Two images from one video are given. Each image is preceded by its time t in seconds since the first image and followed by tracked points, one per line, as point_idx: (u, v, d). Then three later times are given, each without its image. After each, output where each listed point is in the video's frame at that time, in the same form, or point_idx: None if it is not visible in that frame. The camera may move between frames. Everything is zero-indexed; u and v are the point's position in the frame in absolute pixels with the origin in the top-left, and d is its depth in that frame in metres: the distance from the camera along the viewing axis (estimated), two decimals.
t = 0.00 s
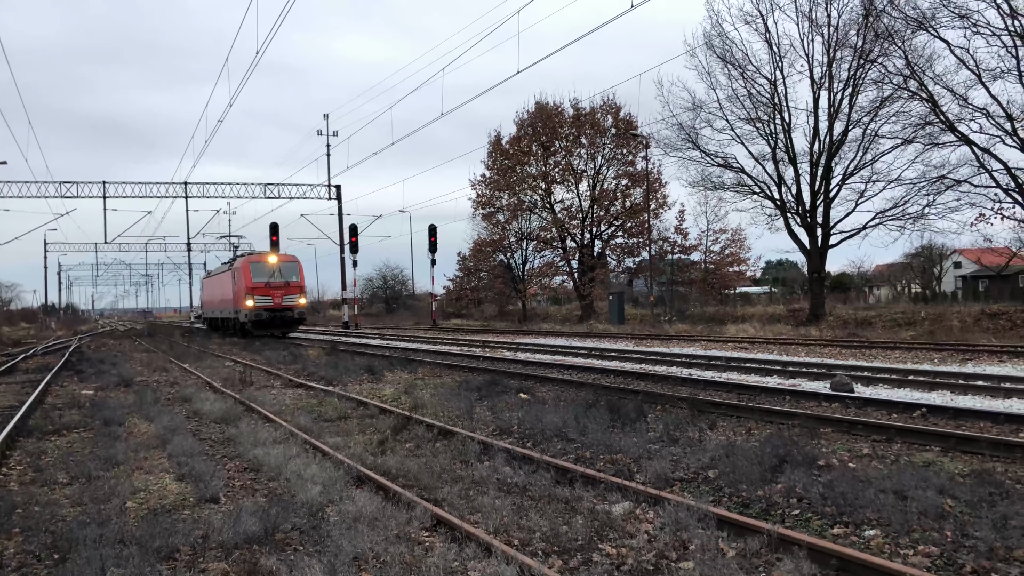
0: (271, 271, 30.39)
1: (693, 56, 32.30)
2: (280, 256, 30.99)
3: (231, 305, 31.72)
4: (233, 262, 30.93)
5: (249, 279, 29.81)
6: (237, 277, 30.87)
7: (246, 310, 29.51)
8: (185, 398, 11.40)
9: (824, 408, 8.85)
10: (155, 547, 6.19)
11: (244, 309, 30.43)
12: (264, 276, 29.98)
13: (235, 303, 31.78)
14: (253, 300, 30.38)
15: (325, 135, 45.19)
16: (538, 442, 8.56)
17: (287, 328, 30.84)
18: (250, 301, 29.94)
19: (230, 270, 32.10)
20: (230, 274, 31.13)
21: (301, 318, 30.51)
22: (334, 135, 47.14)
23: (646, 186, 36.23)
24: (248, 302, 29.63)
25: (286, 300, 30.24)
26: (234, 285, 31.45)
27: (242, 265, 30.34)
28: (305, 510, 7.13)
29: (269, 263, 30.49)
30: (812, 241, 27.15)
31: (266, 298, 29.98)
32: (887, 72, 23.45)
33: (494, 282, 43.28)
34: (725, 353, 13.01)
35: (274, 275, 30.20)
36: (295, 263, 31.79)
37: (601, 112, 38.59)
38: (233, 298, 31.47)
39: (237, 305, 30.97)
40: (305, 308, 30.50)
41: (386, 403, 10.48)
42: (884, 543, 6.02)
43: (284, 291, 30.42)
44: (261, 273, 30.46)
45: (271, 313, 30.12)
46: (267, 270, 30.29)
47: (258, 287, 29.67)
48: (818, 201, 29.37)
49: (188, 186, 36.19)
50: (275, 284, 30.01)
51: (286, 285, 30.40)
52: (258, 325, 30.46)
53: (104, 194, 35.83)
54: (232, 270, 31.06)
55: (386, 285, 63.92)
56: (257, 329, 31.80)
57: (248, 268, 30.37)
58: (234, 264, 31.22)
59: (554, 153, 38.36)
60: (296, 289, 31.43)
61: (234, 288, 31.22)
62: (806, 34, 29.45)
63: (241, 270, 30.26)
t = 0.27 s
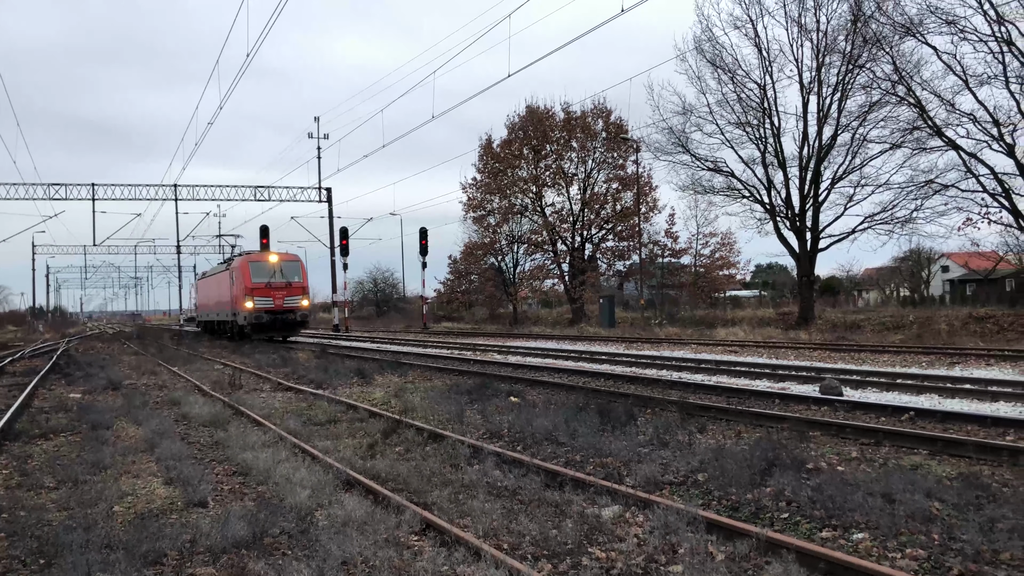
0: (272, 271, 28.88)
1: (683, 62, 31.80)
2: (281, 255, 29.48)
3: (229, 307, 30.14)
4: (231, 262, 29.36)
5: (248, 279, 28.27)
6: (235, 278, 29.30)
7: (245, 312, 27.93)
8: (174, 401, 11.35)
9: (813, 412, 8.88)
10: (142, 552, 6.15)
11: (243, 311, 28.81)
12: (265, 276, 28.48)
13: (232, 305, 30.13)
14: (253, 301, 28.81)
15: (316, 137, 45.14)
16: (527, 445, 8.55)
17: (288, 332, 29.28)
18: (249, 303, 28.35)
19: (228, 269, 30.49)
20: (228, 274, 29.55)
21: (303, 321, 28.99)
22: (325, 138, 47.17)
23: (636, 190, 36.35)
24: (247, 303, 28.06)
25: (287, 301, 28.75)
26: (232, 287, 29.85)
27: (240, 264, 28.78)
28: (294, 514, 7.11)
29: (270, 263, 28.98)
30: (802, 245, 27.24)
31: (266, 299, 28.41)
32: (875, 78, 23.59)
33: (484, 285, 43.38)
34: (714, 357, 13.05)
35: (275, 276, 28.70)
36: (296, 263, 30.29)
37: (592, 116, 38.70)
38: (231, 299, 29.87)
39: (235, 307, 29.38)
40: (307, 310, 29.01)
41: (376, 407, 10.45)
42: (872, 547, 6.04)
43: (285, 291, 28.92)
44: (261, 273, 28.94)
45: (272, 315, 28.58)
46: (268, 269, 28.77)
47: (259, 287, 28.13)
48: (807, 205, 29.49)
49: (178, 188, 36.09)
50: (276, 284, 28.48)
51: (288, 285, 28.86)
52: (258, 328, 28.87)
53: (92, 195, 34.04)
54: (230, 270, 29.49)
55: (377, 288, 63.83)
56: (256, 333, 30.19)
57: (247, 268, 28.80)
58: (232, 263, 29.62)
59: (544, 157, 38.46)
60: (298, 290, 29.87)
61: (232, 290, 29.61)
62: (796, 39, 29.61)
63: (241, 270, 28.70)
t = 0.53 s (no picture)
0: (274, 271, 27.35)
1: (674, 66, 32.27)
2: (282, 255, 28.02)
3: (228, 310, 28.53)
4: (231, 262, 27.81)
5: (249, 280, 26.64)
6: (235, 279, 27.67)
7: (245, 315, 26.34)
8: (163, 405, 11.30)
9: (802, 416, 8.91)
10: (129, 557, 6.11)
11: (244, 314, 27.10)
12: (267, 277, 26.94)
13: (232, 308, 28.42)
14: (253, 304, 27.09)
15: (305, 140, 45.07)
16: (517, 449, 8.55)
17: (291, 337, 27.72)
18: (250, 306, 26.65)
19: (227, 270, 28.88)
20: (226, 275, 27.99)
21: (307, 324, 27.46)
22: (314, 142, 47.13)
23: (626, 194, 36.43)
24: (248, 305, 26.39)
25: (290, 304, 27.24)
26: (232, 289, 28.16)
27: (241, 265, 27.15)
28: (282, 519, 7.09)
29: (272, 263, 27.44)
30: (791, 249, 27.32)
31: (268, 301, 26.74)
32: (864, 83, 23.74)
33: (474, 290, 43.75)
34: (703, 361, 13.09)
35: (278, 277, 27.18)
36: (299, 263, 28.64)
37: (582, 120, 38.77)
38: (230, 301, 28.28)
39: (234, 309, 27.83)
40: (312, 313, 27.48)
41: (366, 411, 10.43)
42: (859, 550, 6.06)
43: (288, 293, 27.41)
44: (262, 274, 27.42)
45: (273, 318, 27.05)
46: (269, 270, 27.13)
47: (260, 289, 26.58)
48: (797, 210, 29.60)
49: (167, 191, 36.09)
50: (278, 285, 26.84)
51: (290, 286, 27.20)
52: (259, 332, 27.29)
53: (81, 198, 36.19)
54: (228, 270, 27.91)
55: (367, 292, 63.74)
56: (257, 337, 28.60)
57: (247, 269, 27.14)
58: (231, 263, 28.02)
59: (534, 161, 38.45)
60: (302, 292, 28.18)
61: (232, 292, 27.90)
62: (785, 45, 29.78)
63: (240, 271, 27.12)
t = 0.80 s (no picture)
0: (279, 272, 25.08)
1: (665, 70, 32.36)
2: (288, 254, 25.69)
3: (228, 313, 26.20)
4: (231, 262, 25.45)
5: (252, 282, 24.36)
6: (236, 280, 25.32)
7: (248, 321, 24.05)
8: (153, 411, 11.24)
9: (794, 419, 8.92)
10: (118, 564, 6.06)
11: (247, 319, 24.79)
12: (272, 279, 24.66)
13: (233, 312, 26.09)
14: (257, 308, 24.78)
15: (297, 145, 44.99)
16: (509, 454, 8.53)
17: (295, 344, 25.55)
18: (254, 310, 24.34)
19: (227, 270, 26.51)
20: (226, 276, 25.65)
21: (315, 330, 25.20)
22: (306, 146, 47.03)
23: (618, 198, 36.51)
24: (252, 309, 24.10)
25: (297, 308, 24.98)
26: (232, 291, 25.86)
27: (243, 265, 24.85)
28: (274, 525, 7.05)
29: (277, 263, 25.14)
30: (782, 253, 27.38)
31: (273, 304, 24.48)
32: (854, 87, 23.84)
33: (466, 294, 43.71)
34: (695, 364, 13.11)
35: (284, 278, 24.92)
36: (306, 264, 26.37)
37: (574, 124, 38.84)
38: (230, 304, 25.96)
39: (235, 313, 25.51)
40: (321, 317, 25.28)
41: (358, 416, 10.39)
42: (851, 554, 6.07)
43: (295, 296, 25.15)
44: (266, 274, 25.12)
45: (279, 323, 24.76)
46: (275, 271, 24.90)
47: (264, 292, 24.29)
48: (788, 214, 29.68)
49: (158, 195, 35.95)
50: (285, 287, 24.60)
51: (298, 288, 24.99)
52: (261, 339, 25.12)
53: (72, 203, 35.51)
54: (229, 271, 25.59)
55: (359, 296, 63.59)
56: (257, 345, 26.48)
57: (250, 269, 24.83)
58: (232, 263, 25.70)
59: (526, 165, 38.54)
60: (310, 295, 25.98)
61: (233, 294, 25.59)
62: (775, 49, 29.89)
63: (243, 272, 24.79)
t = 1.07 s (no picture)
0: (280, 271, 23.59)
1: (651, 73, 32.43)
2: (290, 253, 24.18)
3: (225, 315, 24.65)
4: (228, 260, 23.95)
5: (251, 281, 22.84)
6: (234, 280, 23.77)
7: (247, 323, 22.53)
8: (137, 415, 11.14)
9: (779, 421, 8.97)
10: (99, 570, 5.99)
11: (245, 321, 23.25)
12: (273, 278, 23.19)
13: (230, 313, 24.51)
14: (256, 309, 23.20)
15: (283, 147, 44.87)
16: (496, 457, 8.51)
17: (297, 347, 24.04)
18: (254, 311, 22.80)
19: (224, 270, 24.99)
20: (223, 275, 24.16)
21: (318, 334, 23.70)
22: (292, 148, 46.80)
23: (605, 201, 36.62)
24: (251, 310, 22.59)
25: (299, 309, 23.49)
26: (229, 291, 24.30)
27: (242, 263, 23.31)
28: (258, 529, 7.01)
29: (278, 261, 23.65)
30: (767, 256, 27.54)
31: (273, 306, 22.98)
32: (838, 92, 24.03)
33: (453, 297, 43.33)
34: (681, 366, 13.15)
35: (285, 277, 23.45)
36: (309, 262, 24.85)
37: (561, 128, 38.93)
38: (227, 305, 24.40)
39: (233, 315, 23.98)
40: (324, 319, 23.79)
41: (344, 419, 10.34)
42: (835, 555, 6.10)
43: (297, 296, 23.66)
44: (266, 273, 23.64)
45: (280, 325, 23.24)
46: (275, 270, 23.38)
47: (265, 292, 22.80)
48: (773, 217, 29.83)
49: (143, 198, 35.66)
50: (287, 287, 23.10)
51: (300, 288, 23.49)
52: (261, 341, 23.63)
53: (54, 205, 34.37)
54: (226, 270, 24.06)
55: (346, 300, 63.41)
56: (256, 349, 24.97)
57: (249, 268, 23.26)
58: (230, 262, 24.20)
59: (513, 168, 38.65)
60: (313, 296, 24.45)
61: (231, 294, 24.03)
62: (760, 53, 30.06)
63: (241, 271, 23.26)
